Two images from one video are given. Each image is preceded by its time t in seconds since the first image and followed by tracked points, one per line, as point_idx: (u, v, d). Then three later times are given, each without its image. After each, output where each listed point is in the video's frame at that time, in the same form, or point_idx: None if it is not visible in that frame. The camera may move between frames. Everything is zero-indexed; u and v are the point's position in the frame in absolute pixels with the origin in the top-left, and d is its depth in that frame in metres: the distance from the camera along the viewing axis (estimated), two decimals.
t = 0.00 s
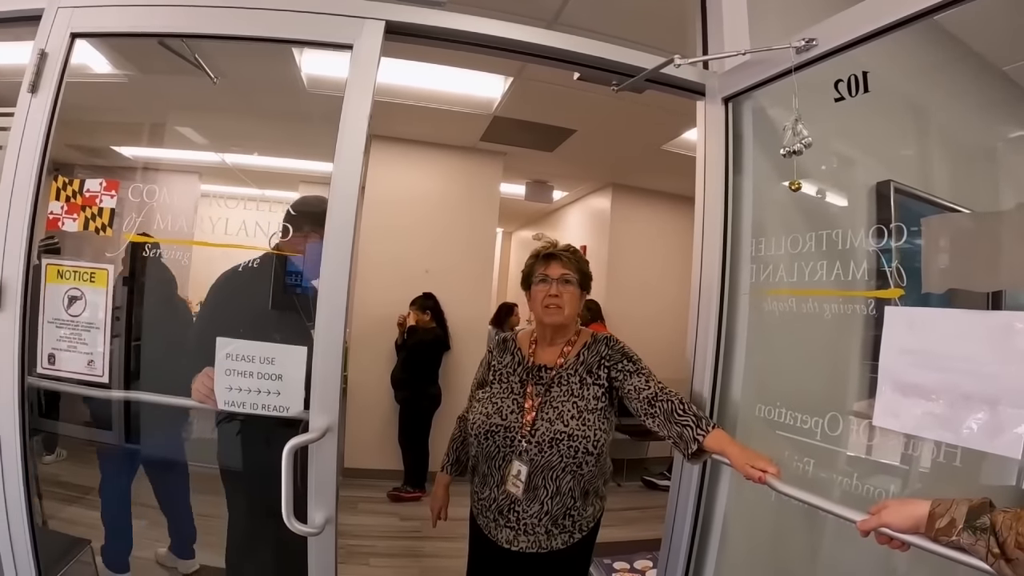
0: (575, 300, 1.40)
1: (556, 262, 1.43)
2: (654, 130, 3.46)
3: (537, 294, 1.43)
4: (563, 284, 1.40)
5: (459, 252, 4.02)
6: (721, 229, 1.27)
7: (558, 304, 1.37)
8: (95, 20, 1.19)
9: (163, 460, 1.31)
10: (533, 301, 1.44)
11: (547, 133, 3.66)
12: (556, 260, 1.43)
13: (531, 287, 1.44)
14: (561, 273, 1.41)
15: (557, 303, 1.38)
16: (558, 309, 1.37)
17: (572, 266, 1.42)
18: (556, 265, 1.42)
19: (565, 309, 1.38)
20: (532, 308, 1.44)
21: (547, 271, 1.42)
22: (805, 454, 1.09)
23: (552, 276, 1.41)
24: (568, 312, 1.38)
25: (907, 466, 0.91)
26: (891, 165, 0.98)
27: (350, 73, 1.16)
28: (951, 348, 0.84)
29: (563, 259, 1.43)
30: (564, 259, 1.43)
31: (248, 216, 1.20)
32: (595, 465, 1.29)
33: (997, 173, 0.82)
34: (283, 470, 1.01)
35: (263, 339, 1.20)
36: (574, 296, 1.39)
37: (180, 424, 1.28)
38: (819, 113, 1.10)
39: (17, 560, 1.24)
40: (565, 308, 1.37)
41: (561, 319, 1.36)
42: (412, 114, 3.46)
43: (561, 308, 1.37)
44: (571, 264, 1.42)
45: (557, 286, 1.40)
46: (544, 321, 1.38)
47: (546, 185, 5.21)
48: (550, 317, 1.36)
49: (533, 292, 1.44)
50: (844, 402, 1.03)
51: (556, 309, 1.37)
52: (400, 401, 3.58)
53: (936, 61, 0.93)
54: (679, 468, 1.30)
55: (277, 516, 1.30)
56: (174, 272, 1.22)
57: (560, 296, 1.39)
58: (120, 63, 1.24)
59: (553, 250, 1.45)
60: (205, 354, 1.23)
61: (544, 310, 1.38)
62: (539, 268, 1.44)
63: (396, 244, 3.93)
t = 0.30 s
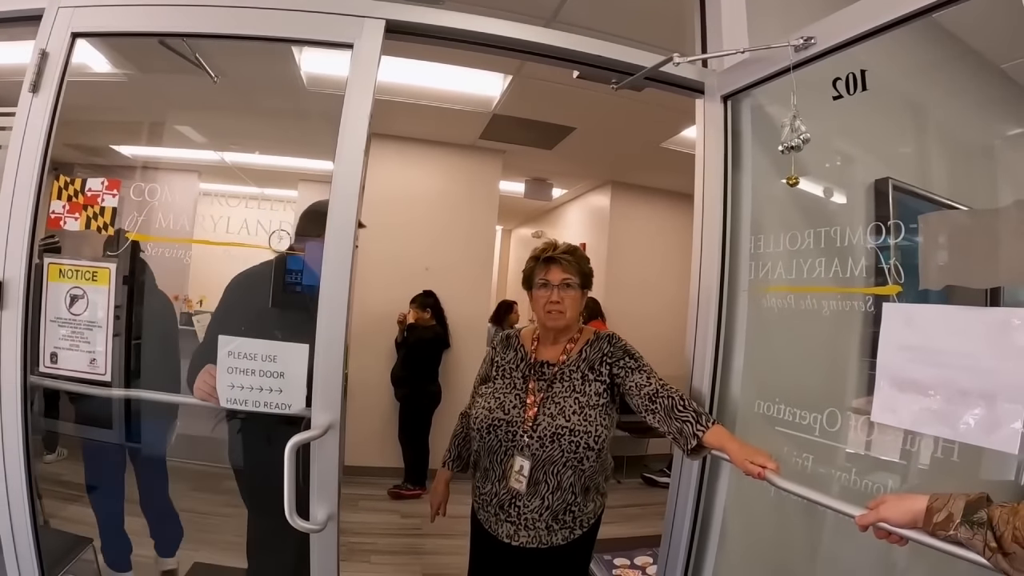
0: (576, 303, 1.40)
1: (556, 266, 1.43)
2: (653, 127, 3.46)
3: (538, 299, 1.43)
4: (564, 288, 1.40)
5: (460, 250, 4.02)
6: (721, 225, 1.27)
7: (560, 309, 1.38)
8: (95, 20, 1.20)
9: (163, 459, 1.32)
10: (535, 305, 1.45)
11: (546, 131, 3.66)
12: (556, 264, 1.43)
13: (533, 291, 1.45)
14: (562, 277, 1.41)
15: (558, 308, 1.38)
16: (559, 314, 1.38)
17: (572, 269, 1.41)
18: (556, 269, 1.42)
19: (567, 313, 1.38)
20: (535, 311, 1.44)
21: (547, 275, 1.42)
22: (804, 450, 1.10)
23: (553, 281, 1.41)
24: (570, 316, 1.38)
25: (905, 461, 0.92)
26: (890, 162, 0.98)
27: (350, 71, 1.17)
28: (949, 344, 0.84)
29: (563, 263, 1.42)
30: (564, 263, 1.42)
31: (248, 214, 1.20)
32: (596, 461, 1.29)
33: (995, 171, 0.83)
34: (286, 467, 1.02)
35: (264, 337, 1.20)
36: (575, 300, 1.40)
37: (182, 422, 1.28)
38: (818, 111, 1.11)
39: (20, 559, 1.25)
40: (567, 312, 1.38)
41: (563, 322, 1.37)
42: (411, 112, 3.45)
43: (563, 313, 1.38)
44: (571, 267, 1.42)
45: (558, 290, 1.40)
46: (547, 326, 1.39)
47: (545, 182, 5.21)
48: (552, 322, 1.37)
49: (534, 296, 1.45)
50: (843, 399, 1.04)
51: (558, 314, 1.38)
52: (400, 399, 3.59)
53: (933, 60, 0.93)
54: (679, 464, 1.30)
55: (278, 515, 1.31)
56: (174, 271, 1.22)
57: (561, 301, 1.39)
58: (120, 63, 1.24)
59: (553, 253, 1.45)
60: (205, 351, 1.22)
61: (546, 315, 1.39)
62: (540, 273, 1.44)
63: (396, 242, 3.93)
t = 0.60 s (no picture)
0: (574, 296, 1.40)
1: (555, 259, 1.43)
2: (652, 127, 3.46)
3: (536, 292, 1.44)
4: (562, 281, 1.41)
5: (458, 248, 4.02)
6: (718, 226, 1.28)
7: (557, 301, 1.38)
8: (93, 20, 1.20)
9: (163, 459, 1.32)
10: (533, 298, 1.45)
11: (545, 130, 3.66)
12: (555, 258, 1.43)
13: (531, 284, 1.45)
14: (560, 270, 1.41)
15: (555, 301, 1.38)
16: (556, 307, 1.38)
17: (571, 263, 1.42)
18: (555, 262, 1.43)
19: (564, 305, 1.38)
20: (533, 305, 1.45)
21: (546, 269, 1.43)
22: (801, 450, 1.10)
23: (551, 274, 1.41)
24: (566, 309, 1.38)
25: (903, 461, 0.92)
26: (887, 162, 0.99)
27: (349, 71, 1.16)
28: (945, 345, 0.85)
29: (561, 257, 1.43)
30: (562, 257, 1.43)
31: (246, 214, 1.20)
32: (594, 460, 1.30)
33: (993, 170, 0.83)
34: (284, 467, 1.02)
35: (262, 337, 1.20)
36: (572, 293, 1.40)
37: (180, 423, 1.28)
38: (815, 111, 1.11)
39: (19, 559, 1.25)
40: (564, 304, 1.38)
41: (560, 315, 1.37)
42: (410, 112, 3.45)
43: (560, 305, 1.38)
44: (570, 261, 1.42)
45: (556, 284, 1.40)
46: (544, 318, 1.39)
47: (543, 182, 5.21)
48: (549, 313, 1.37)
49: (533, 289, 1.45)
50: (840, 398, 1.04)
51: (554, 306, 1.38)
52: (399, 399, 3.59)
53: (931, 60, 0.93)
54: (677, 463, 1.31)
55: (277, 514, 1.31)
56: (173, 271, 1.22)
57: (558, 293, 1.39)
58: (118, 63, 1.24)
59: (554, 246, 1.46)
60: (207, 350, 1.22)
61: (543, 307, 1.39)
62: (538, 266, 1.45)
63: (394, 241, 3.93)
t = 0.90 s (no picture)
0: (571, 303, 1.40)
1: (549, 267, 1.42)
2: (650, 125, 3.46)
3: (533, 301, 1.43)
4: (558, 290, 1.40)
5: (458, 247, 4.02)
6: (717, 225, 1.27)
7: (554, 311, 1.38)
8: (89, 18, 1.19)
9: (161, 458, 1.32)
10: (529, 306, 1.44)
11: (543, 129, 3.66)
12: (549, 266, 1.42)
13: (527, 293, 1.44)
14: (554, 279, 1.40)
15: (552, 310, 1.38)
16: (554, 316, 1.38)
17: (566, 270, 1.41)
18: (549, 271, 1.42)
19: (562, 314, 1.38)
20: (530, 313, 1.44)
21: (541, 278, 1.42)
22: (799, 449, 1.10)
23: (546, 283, 1.41)
24: (564, 317, 1.38)
25: (903, 460, 0.92)
26: (887, 161, 0.98)
27: (346, 69, 1.16)
28: (944, 344, 0.84)
29: (556, 265, 1.42)
30: (557, 264, 1.41)
31: (243, 212, 1.20)
32: (593, 459, 1.29)
33: (992, 168, 0.83)
34: (281, 467, 1.01)
35: (259, 337, 1.20)
36: (569, 300, 1.39)
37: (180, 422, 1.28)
38: (813, 110, 1.11)
39: (18, 560, 1.24)
40: (561, 313, 1.38)
41: (558, 323, 1.37)
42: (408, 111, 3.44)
43: (558, 314, 1.38)
44: (565, 268, 1.41)
45: (553, 292, 1.40)
46: (542, 327, 1.39)
47: (542, 180, 5.20)
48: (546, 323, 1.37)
49: (529, 298, 1.44)
50: (839, 398, 1.04)
51: (552, 316, 1.38)
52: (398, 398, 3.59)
53: (930, 57, 0.93)
54: (675, 462, 1.31)
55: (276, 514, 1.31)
56: (171, 271, 1.21)
57: (555, 302, 1.39)
58: (115, 61, 1.23)
59: (547, 254, 1.44)
60: (206, 349, 1.22)
61: (541, 317, 1.39)
62: (533, 275, 1.44)
63: (392, 240, 3.92)
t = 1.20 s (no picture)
0: (574, 299, 1.40)
1: (553, 262, 1.43)
2: (649, 125, 3.46)
3: (536, 294, 1.43)
4: (562, 284, 1.41)
5: (458, 246, 4.02)
6: (714, 226, 1.28)
7: (557, 305, 1.38)
8: (88, 19, 1.19)
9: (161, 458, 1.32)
10: (531, 301, 1.44)
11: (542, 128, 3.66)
12: (553, 261, 1.43)
13: (530, 288, 1.44)
14: (558, 273, 1.41)
15: (555, 304, 1.38)
16: (557, 310, 1.38)
17: (570, 265, 1.42)
18: (553, 265, 1.42)
19: (564, 309, 1.39)
20: (532, 307, 1.44)
21: (545, 272, 1.42)
22: (795, 449, 1.11)
23: (550, 277, 1.41)
24: (567, 311, 1.39)
25: (899, 459, 0.92)
26: (883, 162, 0.99)
27: (345, 69, 1.16)
28: (940, 345, 0.85)
29: (560, 259, 1.43)
30: (560, 259, 1.42)
31: (242, 212, 1.20)
32: (593, 458, 1.30)
33: (988, 170, 0.83)
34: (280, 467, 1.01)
35: (257, 337, 1.20)
36: (573, 296, 1.40)
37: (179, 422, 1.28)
38: (810, 111, 1.11)
39: (18, 560, 1.24)
40: (565, 307, 1.38)
41: (561, 318, 1.37)
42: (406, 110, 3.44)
43: (561, 308, 1.38)
44: (569, 264, 1.42)
45: (557, 286, 1.40)
46: (544, 321, 1.39)
47: (542, 180, 5.21)
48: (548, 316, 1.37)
49: (531, 292, 1.44)
50: (835, 398, 1.04)
51: (555, 309, 1.38)
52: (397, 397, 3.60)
53: (927, 59, 0.94)
54: (671, 461, 1.31)
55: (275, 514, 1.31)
56: (170, 271, 1.21)
57: (559, 296, 1.39)
58: (115, 61, 1.23)
59: (553, 249, 1.45)
60: (203, 350, 1.22)
61: (543, 310, 1.38)
62: (536, 269, 1.44)
63: (391, 240, 3.92)
